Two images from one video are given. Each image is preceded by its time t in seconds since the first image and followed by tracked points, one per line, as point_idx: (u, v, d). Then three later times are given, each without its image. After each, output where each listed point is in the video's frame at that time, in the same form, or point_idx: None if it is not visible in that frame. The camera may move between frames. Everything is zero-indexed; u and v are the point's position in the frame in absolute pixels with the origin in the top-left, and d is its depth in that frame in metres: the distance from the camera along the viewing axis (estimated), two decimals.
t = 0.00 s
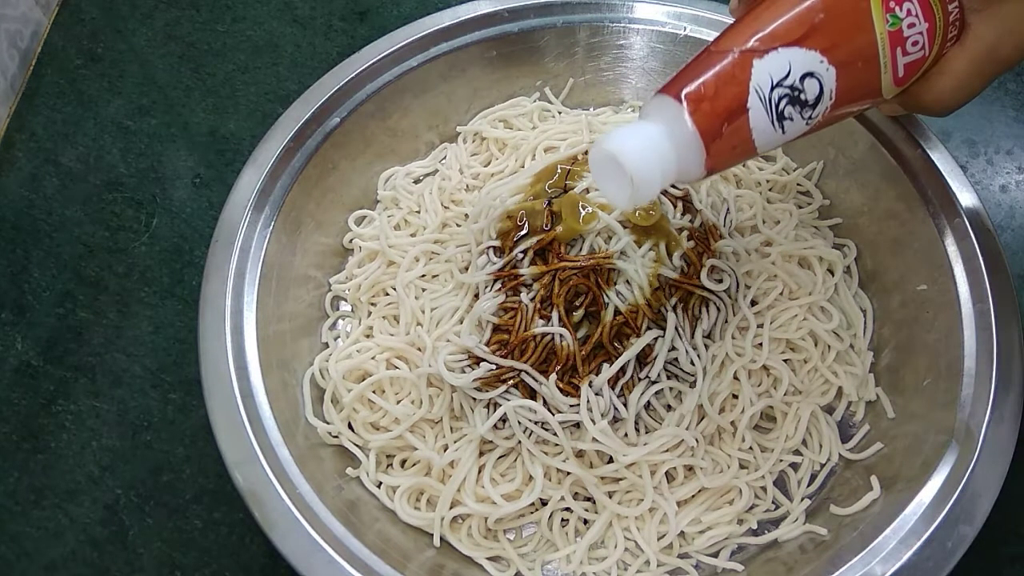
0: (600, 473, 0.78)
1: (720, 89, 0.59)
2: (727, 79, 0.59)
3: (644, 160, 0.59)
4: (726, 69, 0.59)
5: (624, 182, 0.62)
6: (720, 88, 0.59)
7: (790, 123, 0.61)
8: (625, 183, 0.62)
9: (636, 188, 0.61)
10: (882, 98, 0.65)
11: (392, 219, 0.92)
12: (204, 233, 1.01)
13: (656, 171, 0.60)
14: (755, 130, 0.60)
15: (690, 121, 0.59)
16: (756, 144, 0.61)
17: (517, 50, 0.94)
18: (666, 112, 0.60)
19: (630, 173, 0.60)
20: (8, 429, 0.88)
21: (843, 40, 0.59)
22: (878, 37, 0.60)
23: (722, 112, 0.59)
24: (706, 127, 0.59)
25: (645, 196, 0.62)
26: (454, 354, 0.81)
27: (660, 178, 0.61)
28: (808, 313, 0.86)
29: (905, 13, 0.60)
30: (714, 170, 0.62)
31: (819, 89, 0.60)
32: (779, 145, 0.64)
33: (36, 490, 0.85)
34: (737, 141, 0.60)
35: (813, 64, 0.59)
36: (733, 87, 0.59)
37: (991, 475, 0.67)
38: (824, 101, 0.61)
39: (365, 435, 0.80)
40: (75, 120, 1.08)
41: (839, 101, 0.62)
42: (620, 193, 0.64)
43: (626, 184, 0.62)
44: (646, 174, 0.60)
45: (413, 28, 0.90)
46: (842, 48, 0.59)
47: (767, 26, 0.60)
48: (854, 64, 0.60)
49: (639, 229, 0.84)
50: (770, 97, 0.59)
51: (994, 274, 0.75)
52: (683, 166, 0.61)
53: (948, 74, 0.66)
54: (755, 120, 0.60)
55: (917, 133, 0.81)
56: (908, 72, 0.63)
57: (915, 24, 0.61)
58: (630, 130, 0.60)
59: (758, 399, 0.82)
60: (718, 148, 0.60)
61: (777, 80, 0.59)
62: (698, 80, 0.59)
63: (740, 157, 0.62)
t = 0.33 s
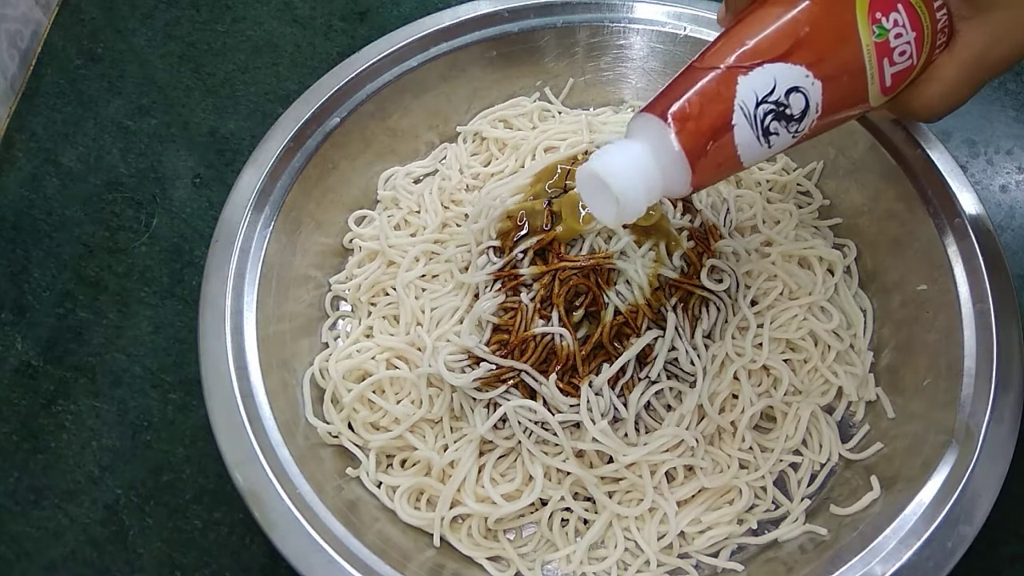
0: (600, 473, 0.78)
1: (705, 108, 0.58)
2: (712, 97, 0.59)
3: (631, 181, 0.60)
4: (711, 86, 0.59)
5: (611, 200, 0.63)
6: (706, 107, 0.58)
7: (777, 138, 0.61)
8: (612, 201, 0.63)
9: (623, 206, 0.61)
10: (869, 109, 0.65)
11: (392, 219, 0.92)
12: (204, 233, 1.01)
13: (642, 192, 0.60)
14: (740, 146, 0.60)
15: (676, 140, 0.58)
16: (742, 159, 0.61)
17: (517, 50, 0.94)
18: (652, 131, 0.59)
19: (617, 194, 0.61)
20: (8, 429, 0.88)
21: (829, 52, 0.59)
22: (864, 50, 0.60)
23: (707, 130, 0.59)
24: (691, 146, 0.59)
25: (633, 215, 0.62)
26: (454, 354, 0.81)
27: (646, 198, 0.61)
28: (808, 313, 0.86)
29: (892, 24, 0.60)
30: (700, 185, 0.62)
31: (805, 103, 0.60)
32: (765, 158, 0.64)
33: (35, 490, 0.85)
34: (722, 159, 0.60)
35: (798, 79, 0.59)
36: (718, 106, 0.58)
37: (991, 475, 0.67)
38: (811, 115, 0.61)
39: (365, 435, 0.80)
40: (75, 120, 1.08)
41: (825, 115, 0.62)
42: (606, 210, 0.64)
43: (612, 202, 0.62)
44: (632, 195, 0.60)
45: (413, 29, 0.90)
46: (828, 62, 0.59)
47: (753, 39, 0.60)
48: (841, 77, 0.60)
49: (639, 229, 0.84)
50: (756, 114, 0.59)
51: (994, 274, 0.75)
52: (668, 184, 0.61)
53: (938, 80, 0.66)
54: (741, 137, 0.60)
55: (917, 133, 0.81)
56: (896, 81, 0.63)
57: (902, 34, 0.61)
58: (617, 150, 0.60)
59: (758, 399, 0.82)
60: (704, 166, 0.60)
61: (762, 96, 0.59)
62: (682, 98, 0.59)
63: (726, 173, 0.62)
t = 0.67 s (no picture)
0: (600, 473, 0.78)
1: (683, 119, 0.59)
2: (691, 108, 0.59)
3: (610, 191, 0.62)
4: (691, 96, 0.59)
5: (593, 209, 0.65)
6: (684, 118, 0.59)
7: (757, 145, 0.61)
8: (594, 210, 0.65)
9: (603, 215, 0.63)
10: (851, 112, 0.64)
11: (392, 219, 0.92)
12: (204, 233, 1.01)
13: (622, 202, 0.62)
14: (720, 156, 0.61)
15: (656, 150, 0.60)
16: (723, 168, 0.62)
17: (517, 50, 0.94)
18: (631, 142, 0.61)
19: (597, 204, 0.63)
20: (8, 429, 0.88)
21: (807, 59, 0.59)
22: (843, 56, 0.59)
23: (687, 140, 0.59)
24: (671, 156, 0.60)
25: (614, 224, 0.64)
26: (454, 354, 0.81)
27: (626, 207, 0.63)
28: (808, 313, 0.86)
29: (871, 29, 0.59)
30: (682, 194, 0.63)
31: (785, 111, 0.60)
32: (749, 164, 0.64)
33: (35, 490, 0.85)
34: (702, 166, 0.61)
35: (778, 87, 0.59)
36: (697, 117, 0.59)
37: (991, 474, 0.67)
38: (791, 121, 0.61)
39: (365, 435, 0.80)
40: (75, 120, 1.08)
41: (806, 120, 0.62)
42: (588, 219, 0.66)
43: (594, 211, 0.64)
44: (613, 206, 0.62)
45: (413, 28, 0.90)
46: (807, 70, 0.59)
47: (733, 48, 0.60)
48: (821, 83, 0.60)
49: (639, 229, 0.84)
50: (734, 122, 0.60)
51: (994, 274, 0.75)
52: (649, 193, 0.62)
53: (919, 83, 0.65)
54: (720, 146, 0.60)
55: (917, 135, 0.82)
56: (876, 86, 0.62)
57: (882, 40, 0.60)
58: (598, 162, 0.62)
59: (758, 399, 0.82)
60: (684, 176, 0.61)
61: (741, 105, 0.59)
62: (662, 110, 0.60)
63: (708, 181, 0.63)
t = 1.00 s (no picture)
0: (600, 473, 0.78)
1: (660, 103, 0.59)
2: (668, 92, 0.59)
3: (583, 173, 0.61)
4: (668, 80, 0.59)
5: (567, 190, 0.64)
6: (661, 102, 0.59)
7: (733, 133, 0.61)
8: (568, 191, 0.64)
9: (576, 196, 0.62)
10: (831, 104, 0.64)
11: (392, 219, 0.92)
12: (204, 233, 1.01)
13: (596, 183, 0.61)
14: (695, 141, 0.60)
15: (630, 132, 0.59)
16: (697, 153, 0.62)
17: (517, 50, 0.94)
18: (607, 123, 0.60)
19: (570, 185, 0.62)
20: (8, 429, 0.88)
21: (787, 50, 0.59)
22: (824, 47, 0.59)
23: (662, 123, 0.59)
24: (647, 138, 0.59)
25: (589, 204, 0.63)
26: (454, 354, 0.81)
27: (600, 189, 0.62)
28: (808, 313, 0.86)
29: (853, 22, 0.59)
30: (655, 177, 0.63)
31: (762, 100, 0.60)
32: (724, 153, 0.64)
33: (35, 490, 0.85)
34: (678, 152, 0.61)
35: (755, 75, 0.59)
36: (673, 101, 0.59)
37: (991, 474, 0.67)
38: (767, 110, 0.61)
39: (365, 435, 0.80)
40: (75, 120, 1.08)
41: (784, 110, 0.62)
42: (563, 200, 0.65)
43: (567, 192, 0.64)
44: (586, 188, 0.61)
45: (413, 29, 0.90)
46: (786, 59, 0.59)
47: (712, 35, 0.60)
48: (799, 73, 0.60)
49: (639, 229, 0.85)
50: (710, 108, 0.59)
51: (995, 274, 0.75)
52: (622, 175, 0.62)
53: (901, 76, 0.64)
54: (696, 131, 0.60)
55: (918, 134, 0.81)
56: (856, 79, 0.62)
57: (863, 32, 0.60)
58: (573, 142, 0.61)
59: (758, 399, 0.82)
60: (659, 159, 0.60)
61: (719, 91, 0.59)
62: (639, 92, 0.59)
63: (682, 166, 0.62)
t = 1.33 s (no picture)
0: (600, 473, 0.78)
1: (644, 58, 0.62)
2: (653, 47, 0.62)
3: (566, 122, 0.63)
4: (653, 37, 0.62)
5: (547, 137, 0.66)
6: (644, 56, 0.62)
7: (713, 91, 0.65)
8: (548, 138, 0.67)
9: (557, 144, 0.65)
10: (818, 69, 0.67)
11: (392, 219, 0.92)
12: (204, 233, 1.01)
13: (578, 132, 0.64)
14: (675, 96, 0.64)
15: (613, 84, 0.63)
16: (678, 108, 0.65)
17: (517, 50, 0.94)
18: (593, 75, 0.64)
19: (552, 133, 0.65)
20: (8, 429, 0.88)
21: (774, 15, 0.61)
22: (807, 13, 0.62)
23: (644, 76, 0.63)
24: (628, 91, 0.63)
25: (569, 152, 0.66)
26: (454, 354, 0.81)
27: (581, 137, 0.65)
28: (808, 313, 0.86)
29: None
30: (635, 130, 0.67)
31: (743, 60, 0.63)
32: (706, 109, 0.67)
33: (35, 490, 0.85)
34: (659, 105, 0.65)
35: (737, 36, 0.62)
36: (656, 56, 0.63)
37: (991, 474, 0.67)
38: (748, 70, 0.64)
39: (365, 435, 0.80)
40: (75, 120, 1.08)
41: (767, 71, 0.64)
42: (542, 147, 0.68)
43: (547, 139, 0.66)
44: (568, 135, 0.64)
45: (412, 29, 0.89)
46: (769, 23, 0.61)
47: None
48: (781, 37, 0.62)
49: (639, 228, 0.85)
50: (690, 65, 0.63)
51: (995, 273, 0.75)
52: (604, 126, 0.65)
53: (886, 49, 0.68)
54: (676, 87, 0.64)
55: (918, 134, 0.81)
56: (841, 47, 0.65)
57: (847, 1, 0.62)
58: (557, 90, 0.64)
59: (758, 399, 0.82)
60: (639, 111, 0.64)
61: (700, 50, 0.62)
62: (626, 47, 0.63)
63: (663, 118, 0.66)
